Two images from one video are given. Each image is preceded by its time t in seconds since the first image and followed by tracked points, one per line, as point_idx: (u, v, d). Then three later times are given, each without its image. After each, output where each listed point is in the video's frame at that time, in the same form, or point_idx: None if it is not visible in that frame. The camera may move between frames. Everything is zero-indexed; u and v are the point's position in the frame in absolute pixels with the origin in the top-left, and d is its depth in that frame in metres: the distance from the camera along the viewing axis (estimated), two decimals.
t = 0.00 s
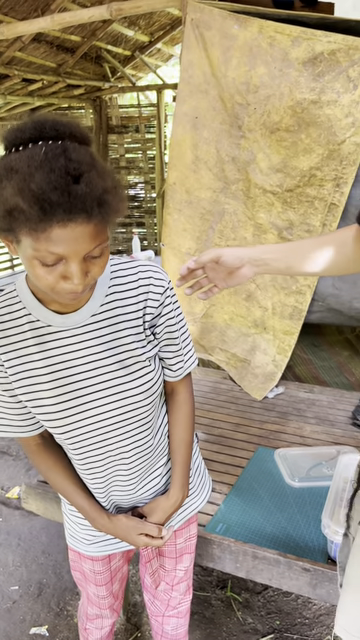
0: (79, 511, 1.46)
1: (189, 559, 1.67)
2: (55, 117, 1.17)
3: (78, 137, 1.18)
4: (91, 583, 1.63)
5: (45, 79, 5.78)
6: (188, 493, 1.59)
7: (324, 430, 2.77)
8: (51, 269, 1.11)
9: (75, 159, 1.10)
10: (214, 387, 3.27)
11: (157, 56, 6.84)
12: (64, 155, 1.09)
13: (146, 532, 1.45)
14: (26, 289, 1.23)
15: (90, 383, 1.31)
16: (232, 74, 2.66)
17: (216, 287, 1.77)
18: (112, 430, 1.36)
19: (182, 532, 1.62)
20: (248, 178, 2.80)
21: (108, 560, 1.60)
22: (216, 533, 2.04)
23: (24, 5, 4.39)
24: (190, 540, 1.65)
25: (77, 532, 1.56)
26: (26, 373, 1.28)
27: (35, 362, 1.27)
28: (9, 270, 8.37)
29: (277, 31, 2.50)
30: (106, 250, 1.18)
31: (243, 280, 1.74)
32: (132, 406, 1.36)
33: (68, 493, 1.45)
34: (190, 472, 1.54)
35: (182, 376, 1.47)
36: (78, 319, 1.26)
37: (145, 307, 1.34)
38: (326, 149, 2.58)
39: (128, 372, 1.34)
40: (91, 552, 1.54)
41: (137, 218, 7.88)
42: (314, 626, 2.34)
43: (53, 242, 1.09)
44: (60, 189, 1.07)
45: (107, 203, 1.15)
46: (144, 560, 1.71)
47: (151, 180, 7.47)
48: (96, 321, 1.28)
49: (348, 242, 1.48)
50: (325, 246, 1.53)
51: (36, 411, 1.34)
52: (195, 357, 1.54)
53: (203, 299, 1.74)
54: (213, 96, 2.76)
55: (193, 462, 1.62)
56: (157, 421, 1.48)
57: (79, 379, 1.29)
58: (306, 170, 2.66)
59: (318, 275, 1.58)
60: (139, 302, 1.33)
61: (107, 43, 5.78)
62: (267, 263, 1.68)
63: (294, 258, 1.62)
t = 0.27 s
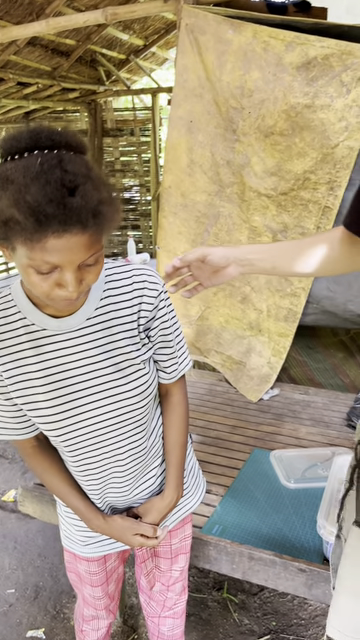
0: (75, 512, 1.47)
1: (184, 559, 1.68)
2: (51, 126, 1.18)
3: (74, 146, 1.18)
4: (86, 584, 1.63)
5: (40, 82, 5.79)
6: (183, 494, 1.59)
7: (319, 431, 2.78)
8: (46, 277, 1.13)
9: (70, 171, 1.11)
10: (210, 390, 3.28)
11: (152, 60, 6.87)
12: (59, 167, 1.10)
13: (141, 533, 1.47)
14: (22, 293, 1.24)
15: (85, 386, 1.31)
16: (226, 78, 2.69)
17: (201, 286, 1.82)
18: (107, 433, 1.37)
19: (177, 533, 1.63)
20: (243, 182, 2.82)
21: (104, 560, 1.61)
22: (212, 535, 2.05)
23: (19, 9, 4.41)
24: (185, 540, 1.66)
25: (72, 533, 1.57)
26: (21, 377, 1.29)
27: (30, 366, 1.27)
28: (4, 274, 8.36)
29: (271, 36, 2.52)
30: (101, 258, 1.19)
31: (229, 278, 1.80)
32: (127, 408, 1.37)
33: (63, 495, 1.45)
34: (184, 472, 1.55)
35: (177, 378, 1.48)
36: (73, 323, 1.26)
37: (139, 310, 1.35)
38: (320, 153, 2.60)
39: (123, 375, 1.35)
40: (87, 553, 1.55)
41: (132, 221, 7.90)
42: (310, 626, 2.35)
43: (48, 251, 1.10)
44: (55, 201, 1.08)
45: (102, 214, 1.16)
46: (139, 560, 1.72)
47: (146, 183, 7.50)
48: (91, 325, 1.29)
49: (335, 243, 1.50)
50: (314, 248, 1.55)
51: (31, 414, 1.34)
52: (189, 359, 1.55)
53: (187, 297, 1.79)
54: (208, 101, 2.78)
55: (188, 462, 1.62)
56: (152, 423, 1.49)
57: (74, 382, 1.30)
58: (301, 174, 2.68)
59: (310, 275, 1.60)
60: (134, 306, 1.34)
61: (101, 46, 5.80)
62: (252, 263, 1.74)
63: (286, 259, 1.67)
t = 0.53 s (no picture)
0: (70, 513, 1.47)
1: (180, 560, 1.68)
2: (47, 132, 1.18)
3: (69, 152, 1.18)
4: (82, 585, 1.63)
5: (35, 85, 5.79)
6: (178, 495, 1.59)
7: (315, 432, 2.79)
8: (40, 282, 1.14)
9: (66, 179, 1.12)
10: (206, 391, 3.29)
11: (147, 63, 6.89)
12: (54, 174, 1.11)
13: (136, 533, 1.48)
14: (17, 297, 1.24)
15: (80, 388, 1.32)
16: (221, 81, 2.70)
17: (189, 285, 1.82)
18: (102, 435, 1.37)
19: (172, 533, 1.63)
20: (238, 184, 2.84)
21: (100, 561, 1.61)
22: (208, 536, 2.05)
23: (15, 12, 4.43)
24: (180, 541, 1.66)
25: (68, 534, 1.57)
26: (16, 380, 1.29)
27: (25, 369, 1.28)
28: None
29: (265, 39, 2.54)
30: (96, 262, 1.20)
31: (217, 278, 1.76)
32: (121, 409, 1.37)
33: (58, 497, 1.45)
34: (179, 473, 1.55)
35: (172, 380, 1.48)
36: (68, 326, 1.27)
37: (134, 313, 1.35)
38: (314, 156, 2.62)
39: (118, 377, 1.35)
40: (82, 554, 1.55)
41: (127, 223, 7.92)
42: (306, 627, 2.35)
43: (43, 257, 1.10)
44: (50, 210, 1.09)
45: (97, 222, 1.17)
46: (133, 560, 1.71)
47: (142, 185, 7.52)
48: (86, 328, 1.29)
49: (330, 241, 1.35)
50: (308, 247, 1.41)
51: (26, 416, 1.35)
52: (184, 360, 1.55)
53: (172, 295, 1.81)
54: (203, 104, 2.80)
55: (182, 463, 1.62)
56: (147, 424, 1.49)
57: (69, 384, 1.30)
58: (296, 176, 2.69)
59: (305, 277, 1.45)
60: (129, 308, 1.34)
61: (97, 49, 5.81)
62: (239, 263, 1.64)
63: (280, 260, 1.51)
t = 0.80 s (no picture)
0: (65, 515, 1.47)
1: (175, 561, 1.69)
2: (40, 138, 1.19)
3: (63, 158, 1.19)
4: (76, 587, 1.63)
5: (30, 88, 5.79)
6: (172, 496, 1.60)
7: (310, 434, 2.80)
8: (34, 286, 1.14)
9: (59, 185, 1.12)
10: (201, 393, 3.29)
11: (142, 66, 6.90)
12: (48, 181, 1.11)
13: (131, 534, 1.48)
14: (11, 300, 1.23)
15: (74, 391, 1.32)
16: (216, 84, 2.72)
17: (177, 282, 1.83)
18: (96, 437, 1.38)
19: (167, 534, 1.64)
20: (233, 187, 2.85)
21: (94, 562, 1.61)
22: (204, 538, 2.06)
23: (9, 14, 4.46)
24: (174, 541, 1.67)
25: (62, 536, 1.57)
26: (10, 382, 1.29)
27: (20, 371, 1.28)
28: None
29: (259, 43, 2.56)
30: (89, 267, 1.20)
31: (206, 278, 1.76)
32: (115, 412, 1.38)
33: (53, 499, 1.45)
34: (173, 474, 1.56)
35: (166, 381, 1.48)
36: (62, 329, 1.27)
37: (128, 315, 1.35)
38: (309, 159, 2.63)
39: (112, 379, 1.35)
40: (77, 555, 1.56)
41: (123, 226, 7.94)
42: (302, 628, 2.36)
43: (37, 262, 1.11)
44: (44, 217, 1.09)
45: (91, 229, 1.17)
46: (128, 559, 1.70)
47: (137, 188, 7.56)
48: (80, 330, 1.29)
49: (321, 242, 1.36)
50: (302, 247, 1.41)
51: (21, 419, 1.34)
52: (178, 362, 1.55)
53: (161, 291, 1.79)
54: (198, 107, 2.81)
55: (176, 464, 1.63)
56: (141, 426, 1.49)
57: (63, 387, 1.31)
58: (290, 179, 2.71)
59: (299, 278, 1.45)
60: (123, 311, 1.34)
61: (92, 52, 5.82)
62: (228, 263, 1.64)
63: (273, 262, 1.51)
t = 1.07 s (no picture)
0: (59, 517, 1.47)
1: (170, 563, 1.69)
2: (35, 144, 1.19)
3: (57, 163, 1.19)
4: (71, 589, 1.62)
5: (26, 91, 5.79)
6: (167, 497, 1.60)
7: (305, 436, 2.81)
8: (28, 291, 1.14)
9: (53, 192, 1.12)
10: (197, 395, 3.30)
11: (137, 69, 6.92)
12: (41, 188, 1.11)
13: (125, 536, 1.48)
14: (5, 303, 1.23)
15: (69, 393, 1.32)
16: (211, 88, 2.73)
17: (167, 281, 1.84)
18: (91, 439, 1.38)
19: (162, 536, 1.63)
20: (228, 190, 2.86)
21: (89, 564, 1.61)
22: (200, 540, 2.06)
23: (5, 17, 4.47)
24: (170, 543, 1.66)
25: (57, 538, 1.56)
26: (5, 385, 1.29)
27: (14, 374, 1.27)
28: None
29: (254, 47, 2.58)
30: (83, 271, 1.20)
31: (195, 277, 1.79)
32: (110, 414, 1.38)
33: (48, 501, 1.45)
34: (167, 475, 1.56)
35: (160, 383, 1.48)
36: (56, 332, 1.26)
37: (122, 318, 1.35)
38: (303, 162, 2.65)
39: (106, 382, 1.35)
40: (71, 557, 1.56)
41: (118, 228, 7.95)
42: (298, 630, 2.36)
43: (30, 268, 1.11)
44: (37, 224, 1.10)
45: (85, 235, 1.17)
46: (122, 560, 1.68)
47: (133, 190, 7.58)
48: (75, 333, 1.29)
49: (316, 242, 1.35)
50: (297, 248, 1.41)
51: (15, 421, 1.34)
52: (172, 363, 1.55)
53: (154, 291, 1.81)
54: (193, 110, 2.83)
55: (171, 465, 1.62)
56: (135, 428, 1.50)
57: (58, 390, 1.31)
58: (285, 182, 2.72)
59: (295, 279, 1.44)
60: (117, 314, 1.34)
61: (87, 55, 5.83)
62: (217, 263, 1.67)
63: (268, 263, 1.50)
